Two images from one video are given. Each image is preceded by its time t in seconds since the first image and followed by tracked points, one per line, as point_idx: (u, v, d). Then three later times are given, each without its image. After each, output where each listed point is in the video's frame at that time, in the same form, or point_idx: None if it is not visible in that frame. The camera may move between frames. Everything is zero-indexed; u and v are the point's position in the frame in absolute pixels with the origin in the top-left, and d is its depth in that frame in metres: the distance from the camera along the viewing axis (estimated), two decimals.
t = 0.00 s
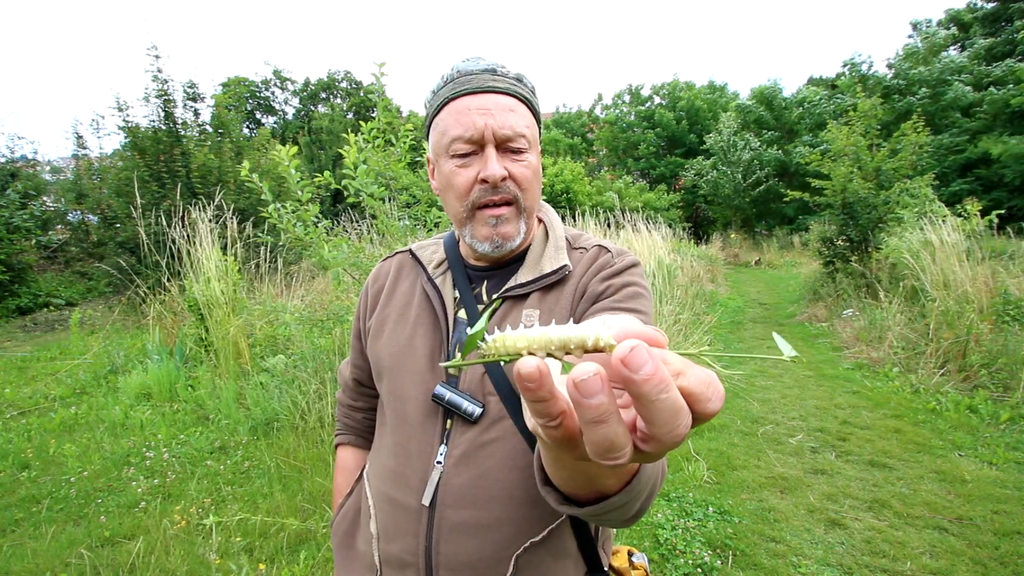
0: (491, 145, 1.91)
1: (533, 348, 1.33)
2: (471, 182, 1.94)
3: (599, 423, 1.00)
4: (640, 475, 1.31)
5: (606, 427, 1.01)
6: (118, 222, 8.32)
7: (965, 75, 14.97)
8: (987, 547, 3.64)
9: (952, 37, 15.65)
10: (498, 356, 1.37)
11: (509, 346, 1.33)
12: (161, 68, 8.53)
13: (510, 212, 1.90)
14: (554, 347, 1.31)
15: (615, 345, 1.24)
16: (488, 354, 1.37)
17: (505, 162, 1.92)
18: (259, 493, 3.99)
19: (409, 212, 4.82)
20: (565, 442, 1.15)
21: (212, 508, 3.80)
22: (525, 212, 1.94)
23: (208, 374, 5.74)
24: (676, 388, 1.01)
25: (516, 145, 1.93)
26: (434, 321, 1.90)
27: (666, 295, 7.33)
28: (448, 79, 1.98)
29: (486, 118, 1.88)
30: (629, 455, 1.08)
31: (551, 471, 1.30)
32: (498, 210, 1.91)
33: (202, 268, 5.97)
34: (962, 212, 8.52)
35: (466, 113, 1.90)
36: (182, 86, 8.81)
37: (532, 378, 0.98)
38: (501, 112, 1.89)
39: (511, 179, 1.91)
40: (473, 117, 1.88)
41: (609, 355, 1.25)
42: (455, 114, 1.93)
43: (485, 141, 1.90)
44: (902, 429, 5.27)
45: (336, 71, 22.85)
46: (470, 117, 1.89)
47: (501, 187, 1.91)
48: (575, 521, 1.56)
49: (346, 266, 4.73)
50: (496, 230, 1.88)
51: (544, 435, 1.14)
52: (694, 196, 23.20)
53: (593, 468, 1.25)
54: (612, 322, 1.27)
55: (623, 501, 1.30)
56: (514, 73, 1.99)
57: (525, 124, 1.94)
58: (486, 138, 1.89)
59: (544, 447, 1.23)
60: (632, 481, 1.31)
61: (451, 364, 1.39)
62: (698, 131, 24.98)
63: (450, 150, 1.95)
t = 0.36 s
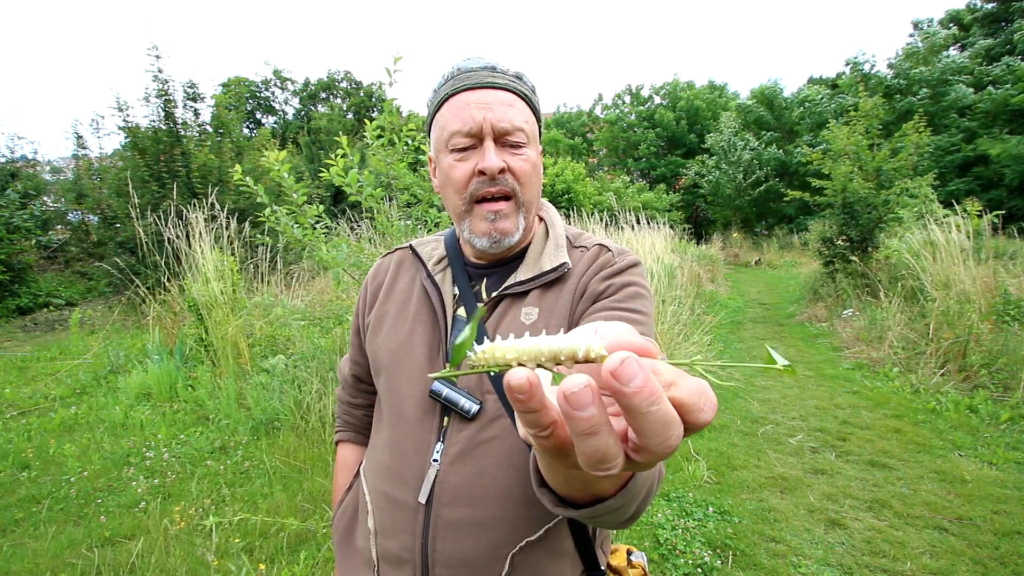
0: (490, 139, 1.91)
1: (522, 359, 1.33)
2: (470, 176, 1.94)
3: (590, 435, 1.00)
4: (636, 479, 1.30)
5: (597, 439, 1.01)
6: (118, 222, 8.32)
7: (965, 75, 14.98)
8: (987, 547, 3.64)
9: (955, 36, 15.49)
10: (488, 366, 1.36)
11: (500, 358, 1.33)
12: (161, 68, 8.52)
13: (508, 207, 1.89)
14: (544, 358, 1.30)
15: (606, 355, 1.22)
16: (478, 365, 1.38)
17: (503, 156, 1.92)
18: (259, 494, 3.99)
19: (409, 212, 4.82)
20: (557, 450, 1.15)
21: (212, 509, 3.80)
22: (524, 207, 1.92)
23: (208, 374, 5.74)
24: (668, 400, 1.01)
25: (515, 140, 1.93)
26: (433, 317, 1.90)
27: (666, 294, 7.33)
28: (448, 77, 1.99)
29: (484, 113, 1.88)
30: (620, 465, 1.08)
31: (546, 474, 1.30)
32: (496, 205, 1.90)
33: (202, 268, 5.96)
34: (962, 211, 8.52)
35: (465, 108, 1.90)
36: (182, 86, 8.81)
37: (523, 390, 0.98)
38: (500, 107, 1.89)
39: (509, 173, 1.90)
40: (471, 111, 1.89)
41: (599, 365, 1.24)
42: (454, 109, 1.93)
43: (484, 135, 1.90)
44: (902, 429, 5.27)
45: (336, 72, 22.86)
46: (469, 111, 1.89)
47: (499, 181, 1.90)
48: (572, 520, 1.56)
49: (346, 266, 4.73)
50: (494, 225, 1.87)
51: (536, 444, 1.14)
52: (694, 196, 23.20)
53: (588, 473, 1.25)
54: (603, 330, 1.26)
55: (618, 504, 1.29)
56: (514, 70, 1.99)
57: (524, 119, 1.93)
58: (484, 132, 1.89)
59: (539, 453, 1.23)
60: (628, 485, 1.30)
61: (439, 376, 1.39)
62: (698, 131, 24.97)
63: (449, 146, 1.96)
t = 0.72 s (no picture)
0: (485, 134, 1.90)
1: (500, 354, 1.31)
2: (465, 170, 1.93)
3: (568, 433, 1.00)
4: (628, 482, 1.30)
5: (575, 437, 1.01)
6: (118, 222, 8.32)
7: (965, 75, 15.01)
8: (987, 547, 3.64)
9: (954, 35, 15.55)
10: (468, 361, 1.35)
11: (478, 351, 1.33)
12: (161, 68, 8.53)
13: (501, 202, 1.89)
14: (522, 354, 1.29)
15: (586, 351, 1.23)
16: (455, 360, 1.36)
17: (498, 151, 1.91)
18: (259, 494, 3.98)
19: (409, 212, 4.82)
20: (539, 449, 1.16)
21: (212, 509, 3.80)
22: (518, 202, 1.92)
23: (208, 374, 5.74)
24: (648, 398, 1.01)
25: (511, 136, 1.92)
26: (430, 316, 1.90)
27: (666, 294, 7.32)
28: (446, 73, 2.00)
29: (479, 108, 1.88)
30: (600, 465, 1.08)
31: (536, 475, 1.31)
32: (490, 200, 1.90)
33: (202, 268, 5.95)
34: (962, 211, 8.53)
35: (460, 104, 1.91)
36: (183, 86, 8.80)
37: (501, 386, 0.99)
38: (496, 102, 1.90)
39: (503, 167, 1.90)
40: (466, 106, 1.89)
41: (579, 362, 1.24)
42: (450, 104, 1.94)
43: (479, 130, 1.90)
44: (902, 429, 5.27)
45: (336, 72, 22.89)
46: (464, 106, 1.90)
47: (493, 175, 1.90)
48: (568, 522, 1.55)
49: (346, 267, 4.74)
50: (488, 221, 1.88)
51: (518, 442, 1.15)
52: (694, 196, 23.19)
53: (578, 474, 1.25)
54: (587, 327, 1.26)
55: (610, 506, 1.29)
56: (512, 67, 1.99)
57: (520, 115, 1.93)
58: (479, 127, 1.90)
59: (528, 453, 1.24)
60: (618, 487, 1.30)
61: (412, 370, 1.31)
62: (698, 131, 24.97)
63: (445, 141, 1.97)
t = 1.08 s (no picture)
0: (489, 143, 1.91)
1: (504, 323, 1.32)
2: (469, 180, 1.94)
3: (571, 399, 0.99)
4: (626, 469, 1.31)
5: (578, 404, 1.00)
6: (118, 222, 8.32)
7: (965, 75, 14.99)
8: (987, 547, 3.64)
9: (953, 36, 15.56)
10: (469, 331, 1.34)
11: (481, 319, 1.31)
12: (162, 68, 8.53)
13: (505, 209, 1.90)
14: (525, 323, 1.31)
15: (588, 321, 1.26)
16: (458, 329, 1.35)
17: (502, 160, 1.92)
18: (259, 494, 3.98)
19: (409, 213, 4.82)
20: (540, 424, 1.13)
21: (212, 509, 3.80)
22: (522, 209, 1.93)
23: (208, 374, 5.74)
24: (650, 364, 1.00)
25: (514, 144, 1.93)
26: (428, 317, 1.90)
27: (666, 294, 7.33)
28: (446, 78, 1.99)
29: (483, 116, 1.88)
30: (603, 435, 1.07)
31: (535, 465, 1.30)
32: (495, 208, 1.91)
33: (201, 268, 5.95)
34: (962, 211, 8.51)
35: (464, 111, 1.90)
36: (183, 87, 8.80)
37: (504, 353, 0.96)
38: (499, 110, 1.89)
39: (507, 177, 1.90)
40: (470, 115, 1.89)
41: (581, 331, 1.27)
42: (453, 111, 1.93)
43: (483, 138, 1.90)
44: (902, 429, 5.27)
45: (336, 72, 22.90)
46: (468, 115, 1.90)
47: (498, 185, 1.90)
48: (567, 521, 1.55)
49: (346, 266, 4.75)
50: (492, 228, 1.88)
51: (518, 417, 1.13)
52: (694, 195, 23.17)
53: (577, 460, 1.25)
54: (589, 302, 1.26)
55: (608, 496, 1.30)
56: (513, 71, 1.99)
57: (523, 122, 1.94)
58: (483, 135, 1.90)
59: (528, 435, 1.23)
60: (617, 477, 1.31)
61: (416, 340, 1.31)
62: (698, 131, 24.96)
63: (448, 148, 1.96)
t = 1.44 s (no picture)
0: (493, 148, 1.90)
1: (523, 313, 1.33)
2: (473, 184, 1.93)
3: (588, 384, 0.99)
4: (633, 461, 1.31)
5: (595, 389, 1.00)
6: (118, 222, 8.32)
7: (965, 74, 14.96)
8: (987, 547, 3.64)
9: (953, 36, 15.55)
10: (490, 321, 1.37)
11: (501, 311, 1.34)
12: (162, 68, 8.53)
13: (511, 213, 1.90)
14: (544, 313, 1.33)
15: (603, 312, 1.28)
16: (480, 319, 1.38)
17: (506, 165, 1.92)
18: (259, 494, 3.98)
19: (409, 213, 4.83)
20: (553, 411, 1.13)
21: (212, 509, 3.80)
22: (527, 213, 1.93)
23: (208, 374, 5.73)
24: (662, 351, 1.00)
25: (518, 148, 1.93)
26: (436, 315, 1.90)
27: (666, 294, 7.33)
28: (449, 82, 1.98)
29: (487, 122, 1.88)
30: (616, 420, 1.07)
31: (545, 455, 1.30)
32: (499, 213, 1.91)
33: (202, 268, 5.95)
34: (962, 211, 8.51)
35: (468, 117, 1.90)
36: (182, 87, 8.80)
37: (524, 342, 0.94)
38: (503, 116, 1.89)
39: (512, 182, 1.90)
40: (474, 121, 1.89)
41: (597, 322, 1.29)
42: (457, 117, 1.93)
43: (487, 145, 1.90)
44: (902, 429, 5.27)
45: (336, 72, 22.92)
46: (472, 121, 1.89)
47: (503, 189, 1.89)
48: (573, 514, 1.56)
49: (347, 264, 4.76)
50: (497, 232, 1.89)
51: (533, 404, 1.12)
52: (694, 195, 23.16)
53: (586, 450, 1.25)
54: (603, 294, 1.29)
55: (617, 487, 1.30)
56: (515, 74, 1.98)
57: (526, 126, 1.93)
58: (487, 141, 1.89)
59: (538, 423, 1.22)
60: (625, 468, 1.31)
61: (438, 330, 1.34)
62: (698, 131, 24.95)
63: (453, 154, 1.95)
